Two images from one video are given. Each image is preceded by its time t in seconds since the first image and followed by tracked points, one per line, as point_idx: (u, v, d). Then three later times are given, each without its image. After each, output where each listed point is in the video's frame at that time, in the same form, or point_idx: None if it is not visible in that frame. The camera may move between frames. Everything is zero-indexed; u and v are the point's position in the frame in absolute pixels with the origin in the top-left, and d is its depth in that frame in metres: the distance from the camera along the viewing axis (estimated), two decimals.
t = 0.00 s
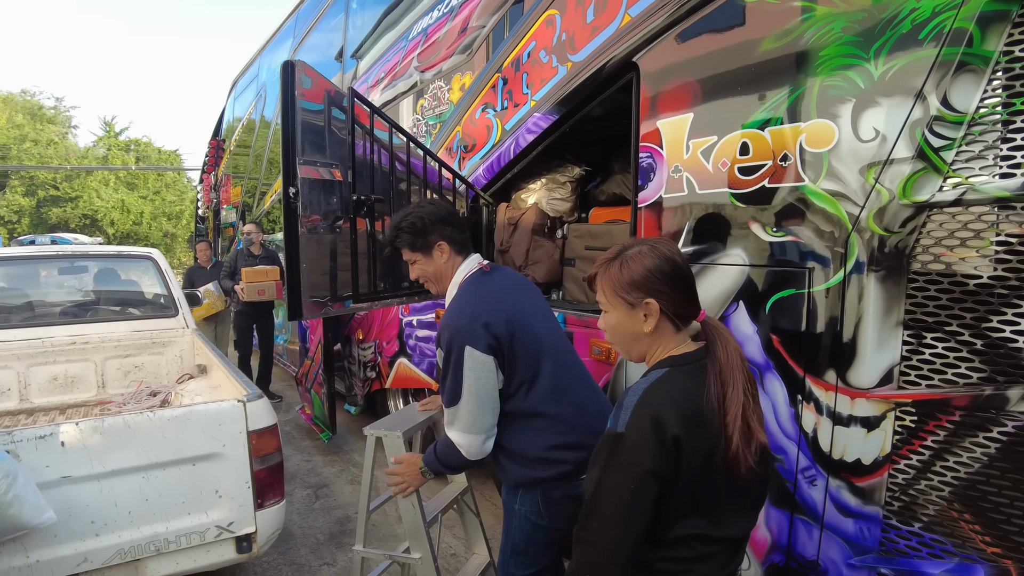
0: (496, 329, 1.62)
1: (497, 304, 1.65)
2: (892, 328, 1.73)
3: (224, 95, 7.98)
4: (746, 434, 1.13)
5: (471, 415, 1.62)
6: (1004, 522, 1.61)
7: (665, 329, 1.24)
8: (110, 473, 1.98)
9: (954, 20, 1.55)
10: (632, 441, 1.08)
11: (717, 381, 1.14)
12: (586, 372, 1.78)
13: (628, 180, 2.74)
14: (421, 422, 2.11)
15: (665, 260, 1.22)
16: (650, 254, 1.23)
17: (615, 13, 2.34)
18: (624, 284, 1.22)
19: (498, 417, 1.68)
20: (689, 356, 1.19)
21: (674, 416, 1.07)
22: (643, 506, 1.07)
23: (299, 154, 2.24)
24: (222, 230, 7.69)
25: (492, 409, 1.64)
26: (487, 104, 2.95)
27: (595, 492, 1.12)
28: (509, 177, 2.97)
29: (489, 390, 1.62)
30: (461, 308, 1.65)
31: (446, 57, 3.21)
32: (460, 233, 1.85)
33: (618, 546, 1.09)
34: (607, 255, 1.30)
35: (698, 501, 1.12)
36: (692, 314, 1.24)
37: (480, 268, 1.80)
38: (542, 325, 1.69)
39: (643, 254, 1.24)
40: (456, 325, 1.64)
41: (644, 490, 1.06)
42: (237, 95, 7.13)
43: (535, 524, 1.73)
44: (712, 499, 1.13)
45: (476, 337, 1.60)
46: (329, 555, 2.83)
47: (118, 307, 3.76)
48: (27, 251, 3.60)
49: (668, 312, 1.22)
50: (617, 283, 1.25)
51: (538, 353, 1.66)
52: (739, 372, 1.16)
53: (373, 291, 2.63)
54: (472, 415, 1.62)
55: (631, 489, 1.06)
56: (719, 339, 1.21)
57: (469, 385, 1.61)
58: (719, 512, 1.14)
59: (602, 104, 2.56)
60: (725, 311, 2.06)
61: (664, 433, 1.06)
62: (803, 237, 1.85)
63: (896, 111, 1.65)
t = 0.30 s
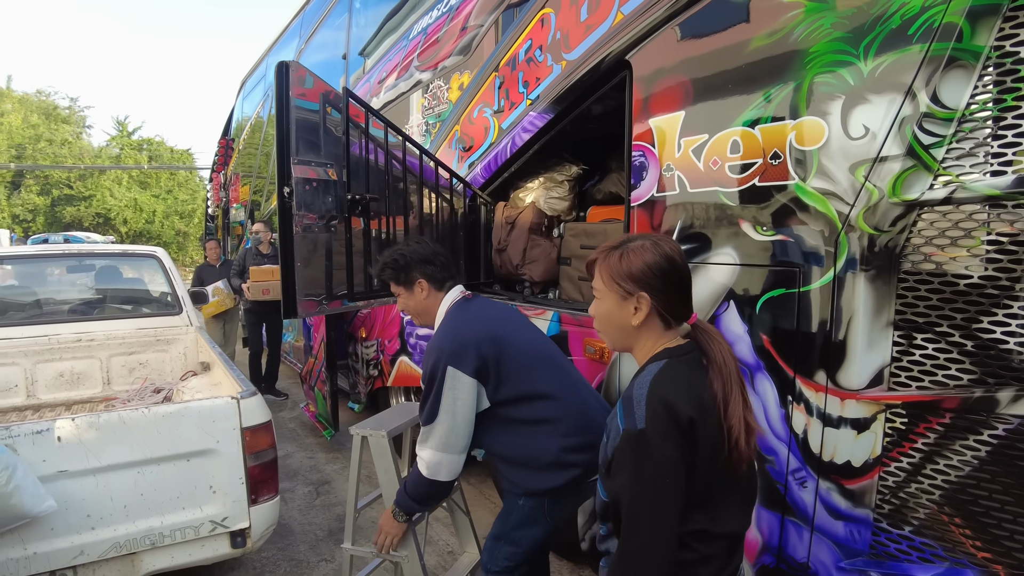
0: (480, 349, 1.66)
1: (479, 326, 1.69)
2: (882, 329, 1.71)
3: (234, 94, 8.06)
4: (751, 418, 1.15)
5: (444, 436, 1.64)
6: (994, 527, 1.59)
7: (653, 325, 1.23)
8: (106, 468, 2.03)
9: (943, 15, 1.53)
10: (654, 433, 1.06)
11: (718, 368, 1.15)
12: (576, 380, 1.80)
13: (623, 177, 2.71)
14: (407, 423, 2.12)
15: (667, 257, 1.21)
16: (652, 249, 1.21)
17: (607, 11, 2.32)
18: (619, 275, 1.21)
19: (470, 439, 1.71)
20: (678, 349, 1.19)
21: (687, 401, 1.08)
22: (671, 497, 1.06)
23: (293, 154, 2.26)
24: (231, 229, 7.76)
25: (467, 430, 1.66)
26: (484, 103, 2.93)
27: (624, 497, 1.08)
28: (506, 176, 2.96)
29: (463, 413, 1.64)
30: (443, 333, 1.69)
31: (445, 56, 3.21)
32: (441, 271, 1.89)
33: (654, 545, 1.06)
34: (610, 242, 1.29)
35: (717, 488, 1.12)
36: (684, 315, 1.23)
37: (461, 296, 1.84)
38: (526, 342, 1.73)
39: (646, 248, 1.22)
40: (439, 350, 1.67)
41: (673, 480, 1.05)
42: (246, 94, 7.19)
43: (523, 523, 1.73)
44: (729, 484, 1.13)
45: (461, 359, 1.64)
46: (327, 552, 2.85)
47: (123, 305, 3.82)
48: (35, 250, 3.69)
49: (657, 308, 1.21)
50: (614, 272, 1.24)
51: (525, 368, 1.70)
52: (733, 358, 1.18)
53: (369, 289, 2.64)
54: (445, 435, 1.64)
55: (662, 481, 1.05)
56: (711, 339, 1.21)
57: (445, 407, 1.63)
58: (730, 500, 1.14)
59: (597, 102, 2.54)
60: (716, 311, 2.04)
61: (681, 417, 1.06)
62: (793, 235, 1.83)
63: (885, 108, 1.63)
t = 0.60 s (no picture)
0: (486, 356, 1.69)
1: (482, 333, 1.72)
2: (892, 329, 1.71)
3: (248, 94, 8.13)
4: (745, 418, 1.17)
5: (450, 442, 1.67)
6: (1004, 529, 1.58)
7: (638, 324, 1.26)
8: (121, 462, 2.06)
9: (955, 15, 1.53)
10: (647, 434, 1.07)
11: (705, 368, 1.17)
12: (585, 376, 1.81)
13: (634, 177, 2.72)
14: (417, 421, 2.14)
15: (655, 260, 1.23)
16: (641, 251, 1.23)
17: (618, 11, 2.33)
18: (606, 272, 1.24)
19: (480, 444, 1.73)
20: (664, 349, 1.21)
21: (677, 399, 1.10)
22: (670, 496, 1.06)
23: (306, 153, 2.28)
24: (244, 228, 7.83)
25: (475, 435, 1.69)
26: (495, 103, 2.95)
27: (624, 501, 1.08)
28: (517, 176, 2.97)
29: (470, 419, 1.67)
30: (446, 344, 1.72)
31: (457, 57, 3.23)
32: (443, 290, 1.96)
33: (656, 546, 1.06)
34: (603, 241, 1.32)
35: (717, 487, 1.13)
36: (670, 319, 1.24)
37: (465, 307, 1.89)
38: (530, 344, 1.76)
39: (636, 249, 1.25)
40: (444, 360, 1.70)
41: (671, 479, 1.06)
42: (259, 94, 7.25)
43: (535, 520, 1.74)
44: (729, 482, 1.14)
45: (467, 367, 1.67)
46: (338, 548, 2.88)
47: (138, 303, 3.87)
48: (54, 248, 3.77)
49: (642, 308, 1.23)
50: (603, 270, 1.27)
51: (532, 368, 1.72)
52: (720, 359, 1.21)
53: (381, 288, 2.66)
54: (453, 440, 1.67)
55: (661, 481, 1.06)
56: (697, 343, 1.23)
57: (451, 415, 1.67)
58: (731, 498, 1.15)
59: (609, 101, 2.55)
60: (727, 309, 2.04)
61: (672, 413, 1.08)
62: (803, 234, 1.84)
63: (896, 108, 1.63)
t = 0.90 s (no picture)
0: (500, 370, 1.73)
1: (492, 347, 1.77)
2: (915, 330, 1.71)
3: (264, 93, 8.19)
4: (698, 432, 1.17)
5: (469, 453, 1.71)
6: None
7: (592, 329, 1.26)
8: (144, 457, 2.09)
9: (980, 16, 1.53)
10: (590, 452, 1.07)
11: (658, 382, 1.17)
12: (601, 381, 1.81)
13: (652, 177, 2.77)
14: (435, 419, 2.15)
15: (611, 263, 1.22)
16: (596, 255, 1.23)
17: (639, 11, 2.33)
18: (561, 275, 1.25)
19: (497, 456, 1.75)
20: (621, 359, 1.21)
21: (625, 416, 1.09)
22: (613, 514, 1.06)
23: (329, 153, 2.31)
24: (260, 226, 7.90)
25: (490, 444, 1.72)
26: (514, 103, 2.97)
27: (565, 516, 1.08)
28: (535, 176, 2.97)
29: (486, 429, 1.72)
30: (462, 360, 1.79)
31: (475, 57, 3.25)
32: (460, 307, 2.02)
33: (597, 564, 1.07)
34: (566, 242, 1.31)
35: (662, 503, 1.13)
36: (623, 324, 1.24)
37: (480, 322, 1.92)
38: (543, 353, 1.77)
39: (593, 252, 1.24)
40: (460, 376, 1.77)
41: (614, 497, 1.06)
42: (275, 94, 7.30)
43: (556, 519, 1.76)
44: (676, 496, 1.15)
45: (482, 382, 1.73)
46: (355, 545, 2.90)
47: (157, 300, 3.93)
48: (75, 245, 3.83)
49: (595, 312, 1.24)
50: (561, 272, 1.27)
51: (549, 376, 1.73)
52: (678, 372, 1.20)
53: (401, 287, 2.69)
54: (472, 451, 1.71)
55: (601, 500, 1.06)
56: (651, 353, 1.23)
57: (469, 424, 1.73)
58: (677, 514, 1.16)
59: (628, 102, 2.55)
60: (748, 311, 2.02)
61: (620, 431, 1.08)
62: (825, 236, 1.83)
63: (920, 110, 1.63)
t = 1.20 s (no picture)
0: (522, 379, 1.74)
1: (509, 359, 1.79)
2: (944, 331, 1.72)
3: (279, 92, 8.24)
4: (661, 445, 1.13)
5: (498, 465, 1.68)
6: None
7: (554, 330, 1.26)
8: (172, 454, 2.11)
9: (1013, 16, 1.52)
10: (534, 460, 1.06)
11: (620, 392, 1.13)
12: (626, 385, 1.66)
13: (677, 176, 2.75)
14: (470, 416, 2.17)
15: (569, 262, 1.22)
16: (553, 254, 1.23)
17: (663, 12, 2.33)
18: (521, 276, 1.26)
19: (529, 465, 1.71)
20: (584, 364, 1.20)
21: (578, 427, 1.07)
22: (553, 524, 1.05)
23: (355, 153, 2.32)
24: (275, 225, 7.94)
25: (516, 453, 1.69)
26: (536, 102, 2.98)
27: (504, 520, 1.09)
28: (556, 175, 2.99)
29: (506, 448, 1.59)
30: (484, 372, 1.81)
31: (495, 57, 3.26)
32: (484, 318, 2.04)
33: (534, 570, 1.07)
34: (532, 241, 1.32)
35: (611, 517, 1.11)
36: (585, 325, 1.23)
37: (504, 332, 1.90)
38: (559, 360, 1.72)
39: (552, 253, 1.25)
40: (483, 387, 1.80)
41: (554, 507, 1.05)
42: (290, 93, 7.35)
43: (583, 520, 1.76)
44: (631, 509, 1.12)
45: (506, 392, 1.74)
46: (375, 543, 2.92)
47: (177, 298, 3.97)
48: (96, 244, 3.87)
49: (554, 313, 1.24)
50: (522, 274, 1.28)
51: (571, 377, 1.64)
52: (647, 384, 1.16)
53: (423, 286, 2.70)
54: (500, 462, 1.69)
55: (537, 507, 1.06)
56: (618, 356, 1.20)
57: (494, 437, 1.73)
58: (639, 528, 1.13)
59: (651, 101, 2.55)
60: (774, 311, 2.01)
61: (569, 442, 1.06)
62: (852, 237, 1.82)
63: (951, 111, 1.63)
